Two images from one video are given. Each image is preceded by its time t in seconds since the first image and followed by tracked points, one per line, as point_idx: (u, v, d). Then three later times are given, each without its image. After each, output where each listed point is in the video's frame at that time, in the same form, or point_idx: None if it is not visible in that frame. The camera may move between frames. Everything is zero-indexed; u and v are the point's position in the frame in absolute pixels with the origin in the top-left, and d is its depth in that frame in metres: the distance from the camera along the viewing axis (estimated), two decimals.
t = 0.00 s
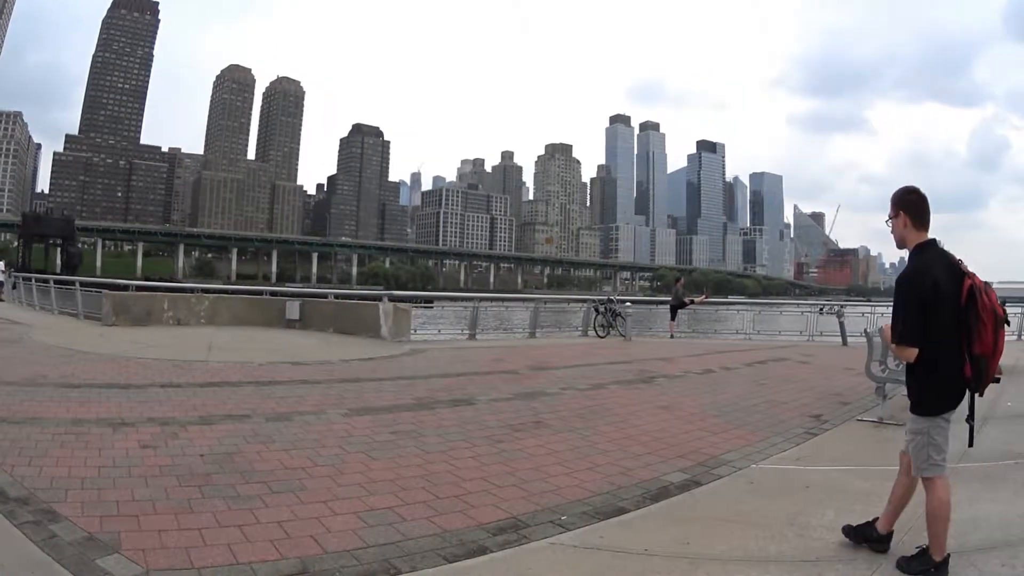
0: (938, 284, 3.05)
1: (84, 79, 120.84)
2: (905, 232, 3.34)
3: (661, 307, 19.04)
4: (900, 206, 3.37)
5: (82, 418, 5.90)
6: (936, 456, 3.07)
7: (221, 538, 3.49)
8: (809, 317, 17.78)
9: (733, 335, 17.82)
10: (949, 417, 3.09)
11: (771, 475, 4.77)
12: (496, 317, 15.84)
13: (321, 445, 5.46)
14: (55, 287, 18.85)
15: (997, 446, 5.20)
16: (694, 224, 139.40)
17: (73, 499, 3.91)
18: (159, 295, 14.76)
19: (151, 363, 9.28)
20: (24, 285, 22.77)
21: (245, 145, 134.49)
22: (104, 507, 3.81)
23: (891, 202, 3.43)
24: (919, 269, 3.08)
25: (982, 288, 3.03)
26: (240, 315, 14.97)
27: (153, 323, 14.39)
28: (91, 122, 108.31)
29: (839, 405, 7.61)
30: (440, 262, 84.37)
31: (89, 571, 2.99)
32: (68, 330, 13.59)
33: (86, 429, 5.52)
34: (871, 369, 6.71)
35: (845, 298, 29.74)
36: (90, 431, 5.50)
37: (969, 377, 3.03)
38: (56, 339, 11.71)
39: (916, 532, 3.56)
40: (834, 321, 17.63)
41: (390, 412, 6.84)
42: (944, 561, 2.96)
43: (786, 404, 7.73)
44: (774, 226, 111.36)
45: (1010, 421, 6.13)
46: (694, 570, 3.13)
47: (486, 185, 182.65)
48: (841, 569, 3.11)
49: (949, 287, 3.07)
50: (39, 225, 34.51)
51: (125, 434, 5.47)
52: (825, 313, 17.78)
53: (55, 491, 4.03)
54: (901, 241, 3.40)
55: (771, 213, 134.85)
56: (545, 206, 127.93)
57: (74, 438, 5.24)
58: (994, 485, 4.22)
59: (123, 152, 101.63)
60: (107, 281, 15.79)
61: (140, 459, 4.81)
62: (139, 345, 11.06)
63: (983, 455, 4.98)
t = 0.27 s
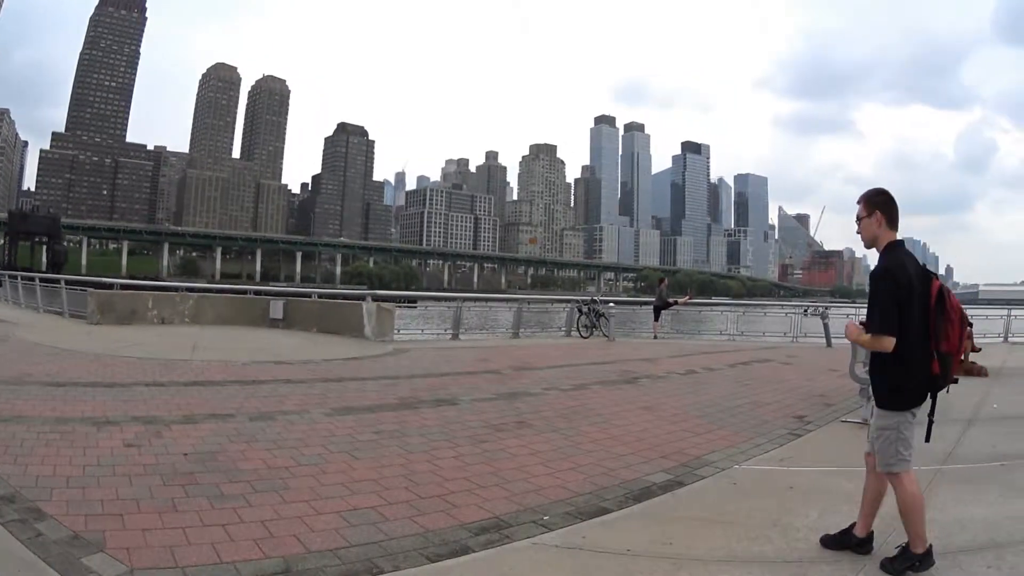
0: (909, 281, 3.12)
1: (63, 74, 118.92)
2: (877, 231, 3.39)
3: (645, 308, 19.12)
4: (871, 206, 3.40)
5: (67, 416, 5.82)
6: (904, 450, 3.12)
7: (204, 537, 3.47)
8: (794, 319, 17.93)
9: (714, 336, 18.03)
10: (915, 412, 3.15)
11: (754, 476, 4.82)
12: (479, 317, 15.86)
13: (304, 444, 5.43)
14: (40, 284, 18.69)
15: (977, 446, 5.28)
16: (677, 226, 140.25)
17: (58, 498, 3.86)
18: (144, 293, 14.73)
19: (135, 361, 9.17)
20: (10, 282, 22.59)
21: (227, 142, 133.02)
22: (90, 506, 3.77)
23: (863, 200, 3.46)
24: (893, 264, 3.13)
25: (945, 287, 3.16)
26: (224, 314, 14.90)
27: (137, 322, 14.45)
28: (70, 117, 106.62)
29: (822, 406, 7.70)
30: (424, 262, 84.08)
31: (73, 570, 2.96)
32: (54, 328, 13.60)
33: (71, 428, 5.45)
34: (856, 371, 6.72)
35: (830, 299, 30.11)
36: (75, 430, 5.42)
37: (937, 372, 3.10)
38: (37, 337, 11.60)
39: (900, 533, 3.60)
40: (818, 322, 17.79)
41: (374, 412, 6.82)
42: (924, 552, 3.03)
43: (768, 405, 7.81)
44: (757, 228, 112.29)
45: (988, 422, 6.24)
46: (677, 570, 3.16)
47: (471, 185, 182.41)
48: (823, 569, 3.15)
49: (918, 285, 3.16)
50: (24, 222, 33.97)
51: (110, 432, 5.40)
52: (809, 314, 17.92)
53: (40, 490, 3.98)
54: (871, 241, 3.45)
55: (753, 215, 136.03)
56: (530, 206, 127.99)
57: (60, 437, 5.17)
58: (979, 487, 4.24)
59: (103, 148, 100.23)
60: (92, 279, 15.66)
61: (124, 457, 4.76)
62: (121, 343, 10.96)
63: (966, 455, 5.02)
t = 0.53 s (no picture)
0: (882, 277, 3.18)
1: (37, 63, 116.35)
2: (849, 229, 3.43)
3: (626, 308, 19.27)
4: (842, 204, 3.43)
5: (49, 413, 5.74)
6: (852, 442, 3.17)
7: (184, 533, 3.44)
8: (774, 320, 18.18)
9: (695, 335, 18.31)
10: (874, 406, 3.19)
11: (733, 476, 4.88)
12: (459, 315, 15.86)
13: (284, 441, 5.40)
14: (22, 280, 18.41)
15: (954, 447, 5.37)
16: (658, 226, 141.14)
17: (40, 495, 3.82)
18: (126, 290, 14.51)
19: (117, 358, 9.04)
20: None
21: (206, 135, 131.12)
22: (71, 503, 3.73)
23: (834, 196, 3.47)
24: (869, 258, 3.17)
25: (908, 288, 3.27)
26: (205, 311, 14.73)
27: (119, 318, 14.19)
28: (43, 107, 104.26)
29: (801, 407, 7.82)
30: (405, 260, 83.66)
31: (54, 566, 2.93)
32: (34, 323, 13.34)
33: (53, 424, 5.37)
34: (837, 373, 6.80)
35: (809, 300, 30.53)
36: (57, 426, 5.35)
37: (904, 368, 3.16)
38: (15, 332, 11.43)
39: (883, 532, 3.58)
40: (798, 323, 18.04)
41: (353, 409, 6.79)
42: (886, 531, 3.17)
43: (745, 405, 7.92)
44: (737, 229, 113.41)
45: (960, 422, 6.38)
46: (655, 569, 3.19)
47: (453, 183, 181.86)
48: (798, 567, 3.20)
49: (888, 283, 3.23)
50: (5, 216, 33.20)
51: (92, 429, 5.33)
52: (790, 315, 18.17)
53: (21, 486, 3.93)
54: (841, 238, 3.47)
55: (732, 217, 137.36)
56: (511, 205, 128.00)
57: (41, 433, 5.10)
58: (961, 488, 4.25)
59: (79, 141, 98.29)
60: (74, 275, 15.45)
61: (106, 453, 4.71)
62: (101, 339, 10.81)
63: (946, 456, 5.08)
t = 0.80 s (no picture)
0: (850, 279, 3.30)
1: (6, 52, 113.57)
2: (819, 229, 3.48)
3: (604, 307, 19.41)
4: (810, 205, 3.47)
5: (28, 409, 5.66)
6: (812, 443, 3.22)
7: (162, 529, 3.43)
8: (753, 320, 18.42)
9: (671, 334, 18.59)
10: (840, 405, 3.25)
11: (710, 475, 4.96)
12: (437, 313, 15.84)
13: (262, 438, 5.36)
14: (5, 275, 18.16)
15: (930, 447, 5.49)
16: (636, 226, 141.98)
17: (18, 491, 3.78)
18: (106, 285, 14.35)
19: (96, 354, 8.92)
20: None
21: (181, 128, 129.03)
22: (49, 500, 3.69)
23: (803, 196, 3.50)
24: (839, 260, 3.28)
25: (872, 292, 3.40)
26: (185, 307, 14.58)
27: (99, 314, 14.01)
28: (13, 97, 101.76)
29: (781, 407, 7.93)
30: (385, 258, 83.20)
31: (32, 563, 2.91)
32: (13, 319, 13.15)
33: (31, 421, 5.30)
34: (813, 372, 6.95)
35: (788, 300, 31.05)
36: (36, 422, 5.27)
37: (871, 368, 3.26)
38: None
39: (863, 532, 3.61)
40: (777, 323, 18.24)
41: (332, 407, 6.76)
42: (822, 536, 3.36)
43: (721, 404, 8.03)
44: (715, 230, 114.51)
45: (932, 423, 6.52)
46: (632, 568, 3.23)
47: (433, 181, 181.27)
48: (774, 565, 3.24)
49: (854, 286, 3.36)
50: None
51: (71, 425, 5.27)
52: (769, 315, 18.40)
53: None
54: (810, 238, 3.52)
55: (710, 217, 138.59)
56: (491, 203, 127.93)
57: (19, 430, 5.03)
58: (940, 488, 4.32)
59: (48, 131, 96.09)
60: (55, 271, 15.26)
61: (85, 450, 4.66)
62: (77, 334, 10.64)
63: (924, 456, 5.18)
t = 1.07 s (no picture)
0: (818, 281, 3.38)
1: None
2: (788, 230, 3.54)
3: (585, 306, 19.50)
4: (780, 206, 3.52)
5: (9, 407, 5.57)
6: (770, 441, 3.29)
7: (143, 528, 3.40)
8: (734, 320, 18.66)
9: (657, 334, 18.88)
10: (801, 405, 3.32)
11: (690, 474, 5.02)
12: (419, 312, 15.80)
13: (243, 436, 5.32)
14: None
15: (910, 447, 5.59)
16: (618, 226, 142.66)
17: None
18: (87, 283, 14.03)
19: (77, 352, 8.78)
20: None
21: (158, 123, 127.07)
22: (30, 499, 3.64)
23: (773, 197, 3.55)
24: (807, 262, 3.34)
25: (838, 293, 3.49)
26: (167, 306, 14.30)
27: (80, 313, 13.66)
28: None
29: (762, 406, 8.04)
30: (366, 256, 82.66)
31: (12, 562, 2.88)
32: None
33: (12, 419, 5.21)
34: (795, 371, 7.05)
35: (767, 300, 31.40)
36: (16, 420, 5.19)
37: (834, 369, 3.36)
38: None
39: (843, 531, 3.66)
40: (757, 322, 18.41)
41: (312, 405, 6.72)
42: (804, 536, 3.38)
43: (700, 403, 8.12)
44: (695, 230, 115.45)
45: (909, 422, 6.63)
46: (611, 566, 3.26)
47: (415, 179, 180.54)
48: (753, 562, 3.27)
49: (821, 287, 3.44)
50: None
51: (53, 423, 5.19)
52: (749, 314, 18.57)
53: None
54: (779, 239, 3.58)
55: (691, 217, 139.62)
56: (473, 201, 127.71)
57: None
58: (921, 487, 4.40)
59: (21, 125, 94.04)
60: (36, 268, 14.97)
61: (67, 448, 4.60)
62: (56, 332, 10.45)
63: (904, 456, 5.27)
